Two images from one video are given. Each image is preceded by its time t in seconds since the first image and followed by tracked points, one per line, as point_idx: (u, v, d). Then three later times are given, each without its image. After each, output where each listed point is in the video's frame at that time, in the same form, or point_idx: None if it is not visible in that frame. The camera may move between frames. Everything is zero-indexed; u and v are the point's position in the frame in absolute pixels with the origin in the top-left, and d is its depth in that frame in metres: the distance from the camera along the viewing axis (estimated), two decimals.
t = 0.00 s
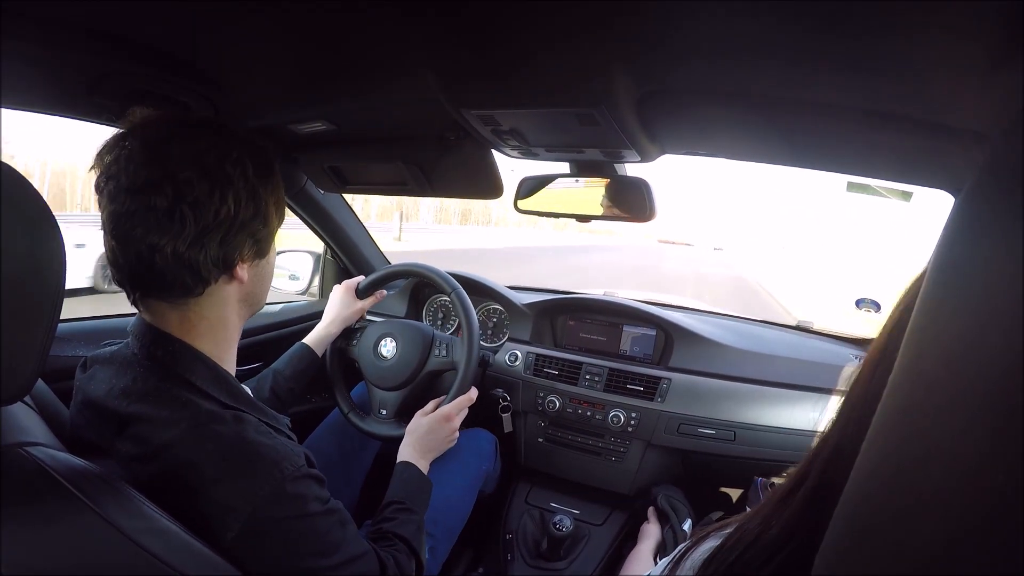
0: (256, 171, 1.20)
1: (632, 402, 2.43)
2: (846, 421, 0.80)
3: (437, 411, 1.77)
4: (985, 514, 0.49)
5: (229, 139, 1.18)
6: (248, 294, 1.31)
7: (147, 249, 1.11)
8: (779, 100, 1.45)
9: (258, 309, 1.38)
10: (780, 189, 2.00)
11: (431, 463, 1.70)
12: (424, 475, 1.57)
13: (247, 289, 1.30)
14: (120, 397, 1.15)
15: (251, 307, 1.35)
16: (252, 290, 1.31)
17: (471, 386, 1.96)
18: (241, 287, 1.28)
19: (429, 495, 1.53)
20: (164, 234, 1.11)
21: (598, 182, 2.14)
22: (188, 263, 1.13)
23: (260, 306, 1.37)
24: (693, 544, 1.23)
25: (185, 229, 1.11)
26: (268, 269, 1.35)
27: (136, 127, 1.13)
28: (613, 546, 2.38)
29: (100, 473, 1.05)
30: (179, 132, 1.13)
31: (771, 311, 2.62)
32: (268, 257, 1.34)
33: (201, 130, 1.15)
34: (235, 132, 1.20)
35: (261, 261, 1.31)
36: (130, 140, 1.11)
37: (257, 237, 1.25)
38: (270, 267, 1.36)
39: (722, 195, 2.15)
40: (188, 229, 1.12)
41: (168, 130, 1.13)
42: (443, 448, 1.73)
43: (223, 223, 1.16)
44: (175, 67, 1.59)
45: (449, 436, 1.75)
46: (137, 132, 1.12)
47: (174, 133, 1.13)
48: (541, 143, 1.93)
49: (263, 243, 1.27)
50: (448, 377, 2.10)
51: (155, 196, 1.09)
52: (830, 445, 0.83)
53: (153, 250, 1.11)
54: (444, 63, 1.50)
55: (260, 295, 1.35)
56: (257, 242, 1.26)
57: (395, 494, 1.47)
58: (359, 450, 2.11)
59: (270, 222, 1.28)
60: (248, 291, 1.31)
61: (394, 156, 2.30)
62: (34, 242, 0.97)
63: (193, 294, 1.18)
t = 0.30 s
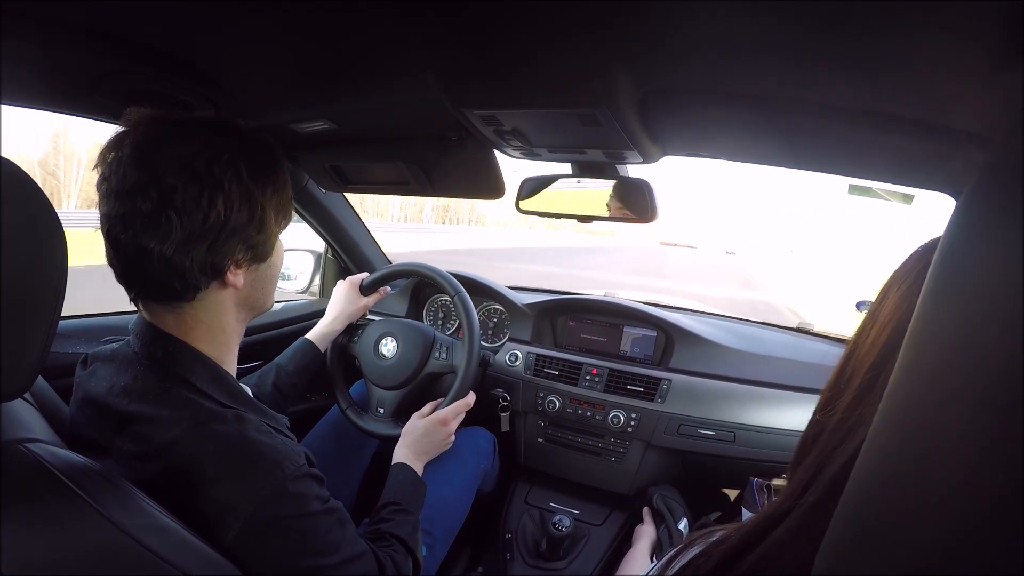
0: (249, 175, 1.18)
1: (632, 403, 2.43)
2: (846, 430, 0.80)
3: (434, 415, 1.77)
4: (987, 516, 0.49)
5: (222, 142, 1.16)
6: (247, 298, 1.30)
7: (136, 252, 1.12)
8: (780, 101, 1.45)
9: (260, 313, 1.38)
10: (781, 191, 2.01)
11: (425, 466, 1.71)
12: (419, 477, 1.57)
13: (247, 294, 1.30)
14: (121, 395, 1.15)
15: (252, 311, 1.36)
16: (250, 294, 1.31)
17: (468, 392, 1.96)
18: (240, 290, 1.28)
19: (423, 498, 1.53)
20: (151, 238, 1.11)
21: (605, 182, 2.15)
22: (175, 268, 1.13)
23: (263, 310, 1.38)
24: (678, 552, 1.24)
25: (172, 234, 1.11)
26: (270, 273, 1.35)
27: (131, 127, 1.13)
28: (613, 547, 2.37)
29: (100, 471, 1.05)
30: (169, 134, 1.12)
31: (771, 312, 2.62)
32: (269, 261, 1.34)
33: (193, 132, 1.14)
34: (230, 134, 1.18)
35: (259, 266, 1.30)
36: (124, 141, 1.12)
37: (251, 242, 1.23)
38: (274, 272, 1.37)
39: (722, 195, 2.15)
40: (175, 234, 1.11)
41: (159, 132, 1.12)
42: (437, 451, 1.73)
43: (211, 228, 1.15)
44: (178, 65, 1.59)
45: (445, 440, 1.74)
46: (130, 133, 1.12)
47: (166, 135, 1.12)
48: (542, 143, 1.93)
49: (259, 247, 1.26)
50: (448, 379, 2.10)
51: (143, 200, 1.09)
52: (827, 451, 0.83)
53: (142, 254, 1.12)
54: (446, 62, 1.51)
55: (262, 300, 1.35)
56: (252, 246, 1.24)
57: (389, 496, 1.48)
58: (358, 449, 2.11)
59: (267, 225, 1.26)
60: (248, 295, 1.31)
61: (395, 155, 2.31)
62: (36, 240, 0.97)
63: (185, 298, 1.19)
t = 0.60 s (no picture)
0: (243, 172, 1.18)
1: (632, 403, 2.43)
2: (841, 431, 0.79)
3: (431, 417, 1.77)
4: (987, 516, 0.49)
5: (215, 138, 1.16)
6: (242, 295, 1.30)
7: (133, 248, 1.13)
8: (779, 101, 1.45)
9: (257, 312, 1.38)
10: (782, 190, 2.01)
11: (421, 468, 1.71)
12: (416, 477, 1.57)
13: (243, 291, 1.30)
14: (119, 393, 1.16)
15: (248, 309, 1.35)
16: (245, 292, 1.31)
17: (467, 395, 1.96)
18: (234, 287, 1.28)
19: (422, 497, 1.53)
20: (147, 234, 1.11)
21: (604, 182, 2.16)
22: (169, 263, 1.13)
23: (259, 308, 1.38)
24: (672, 552, 1.25)
25: (167, 230, 1.11)
26: (265, 271, 1.35)
27: (127, 125, 1.14)
28: (613, 547, 2.37)
29: (100, 469, 1.05)
30: (164, 131, 1.13)
31: (771, 312, 2.62)
32: (265, 259, 1.34)
33: (187, 129, 1.14)
34: (224, 131, 1.18)
35: (254, 263, 1.29)
36: (121, 139, 1.13)
37: (246, 238, 1.23)
38: (270, 270, 1.37)
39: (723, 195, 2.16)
40: (169, 229, 1.12)
41: (155, 129, 1.12)
42: (433, 453, 1.74)
43: (205, 223, 1.14)
44: (179, 66, 1.59)
45: (440, 443, 1.75)
46: (127, 130, 1.13)
47: (161, 131, 1.12)
48: (542, 143, 1.95)
49: (253, 243, 1.26)
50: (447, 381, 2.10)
51: (138, 196, 1.10)
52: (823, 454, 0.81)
53: (139, 249, 1.12)
54: (445, 62, 1.51)
55: (259, 298, 1.35)
56: (247, 243, 1.24)
57: (388, 496, 1.48)
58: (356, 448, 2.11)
59: (261, 221, 1.26)
60: (244, 293, 1.31)
61: (394, 157, 2.32)
62: (36, 240, 0.97)
63: (181, 294, 1.19)
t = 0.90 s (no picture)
0: (227, 168, 1.17)
1: (632, 402, 2.43)
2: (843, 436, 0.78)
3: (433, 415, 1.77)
4: (986, 514, 0.49)
5: (200, 135, 1.16)
6: (233, 291, 1.31)
7: (122, 246, 1.13)
8: (779, 101, 1.45)
9: (249, 309, 1.39)
10: (782, 190, 2.01)
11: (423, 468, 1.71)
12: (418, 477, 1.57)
13: (236, 286, 1.31)
14: (116, 393, 1.16)
15: (240, 306, 1.36)
16: (236, 289, 1.32)
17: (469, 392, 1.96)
18: (225, 284, 1.29)
19: (424, 496, 1.54)
20: (135, 231, 1.12)
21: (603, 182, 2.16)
22: (158, 260, 1.14)
23: (251, 305, 1.39)
24: (671, 552, 1.25)
25: (154, 226, 1.12)
26: (255, 267, 1.36)
27: (113, 125, 1.14)
28: (613, 547, 2.37)
29: (100, 470, 1.05)
30: (149, 129, 1.13)
31: (771, 312, 2.62)
32: (255, 256, 1.35)
33: (171, 126, 1.14)
34: (208, 127, 1.18)
35: (242, 258, 1.30)
36: (106, 138, 1.13)
37: (233, 233, 1.23)
38: (260, 267, 1.38)
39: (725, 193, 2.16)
40: (156, 226, 1.12)
41: (140, 127, 1.12)
42: (436, 453, 1.73)
43: (191, 220, 1.15)
44: (178, 67, 1.59)
45: (443, 442, 1.75)
46: (112, 130, 1.13)
47: (145, 130, 1.12)
48: (542, 143, 1.96)
49: (241, 238, 1.26)
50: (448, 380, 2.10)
51: (125, 194, 1.10)
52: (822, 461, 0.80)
53: (127, 247, 1.13)
54: (445, 62, 1.51)
55: (251, 294, 1.36)
56: (233, 238, 1.24)
57: (389, 495, 1.48)
58: (357, 448, 2.12)
59: (248, 216, 1.26)
60: (235, 290, 1.32)
61: (395, 157, 2.32)
62: (36, 241, 0.97)
63: (171, 291, 1.19)
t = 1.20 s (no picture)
0: (224, 167, 1.18)
1: (632, 403, 2.43)
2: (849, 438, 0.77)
3: (436, 414, 1.77)
4: (982, 515, 0.49)
5: (195, 135, 1.16)
6: (231, 291, 1.31)
7: (118, 248, 1.13)
8: (779, 102, 1.45)
9: (247, 307, 1.39)
10: (782, 191, 2.00)
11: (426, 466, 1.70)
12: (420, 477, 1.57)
13: (234, 284, 1.31)
14: (115, 393, 1.16)
15: (238, 304, 1.36)
16: (234, 288, 1.32)
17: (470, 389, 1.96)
18: (224, 283, 1.29)
19: (426, 497, 1.54)
20: (132, 232, 1.11)
21: (604, 182, 2.16)
22: (155, 260, 1.14)
23: (249, 303, 1.39)
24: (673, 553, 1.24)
25: (150, 227, 1.11)
26: (253, 266, 1.36)
27: (108, 126, 1.14)
28: (613, 547, 2.37)
29: (99, 467, 1.05)
30: (145, 130, 1.12)
31: (770, 313, 2.62)
32: (252, 255, 1.35)
33: (167, 127, 1.14)
34: (203, 127, 1.18)
35: (240, 257, 1.30)
36: (102, 140, 1.12)
37: (230, 233, 1.23)
38: (257, 267, 1.38)
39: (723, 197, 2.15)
40: (152, 227, 1.11)
41: (135, 128, 1.12)
42: (439, 451, 1.73)
43: (188, 220, 1.14)
44: (179, 66, 1.59)
45: (445, 440, 1.74)
46: (107, 131, 1.13)
47: (141, 131, 1.12)
48: (542, 143, 1.97)
49: (238, 238, 1.26)
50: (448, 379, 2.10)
51: (121, 195, 1.10)
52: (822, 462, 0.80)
53: (124, 248, 1.12)
54: (446, 62, 1.51)
55: (248, 293, 1.37)
56: (231, 238, 1.24)
57: (391, 495, 1.48)
58: (356, 448, 2.12)
59: (244, 216, 1.26)
60: (232, 289, 1.32)
61: (395, 156, 2.32)
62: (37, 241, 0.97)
63: (167, 292, 1.19)
